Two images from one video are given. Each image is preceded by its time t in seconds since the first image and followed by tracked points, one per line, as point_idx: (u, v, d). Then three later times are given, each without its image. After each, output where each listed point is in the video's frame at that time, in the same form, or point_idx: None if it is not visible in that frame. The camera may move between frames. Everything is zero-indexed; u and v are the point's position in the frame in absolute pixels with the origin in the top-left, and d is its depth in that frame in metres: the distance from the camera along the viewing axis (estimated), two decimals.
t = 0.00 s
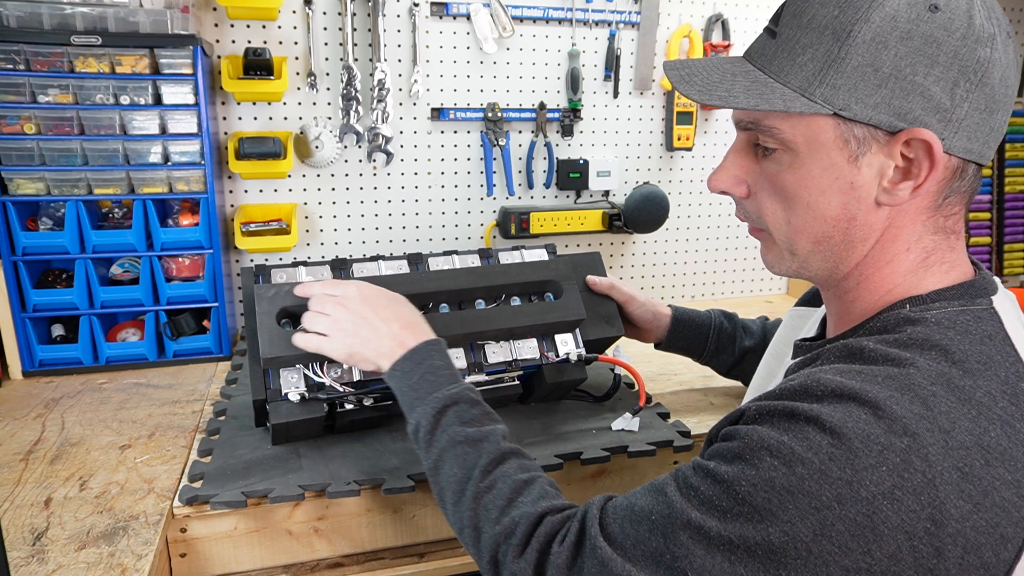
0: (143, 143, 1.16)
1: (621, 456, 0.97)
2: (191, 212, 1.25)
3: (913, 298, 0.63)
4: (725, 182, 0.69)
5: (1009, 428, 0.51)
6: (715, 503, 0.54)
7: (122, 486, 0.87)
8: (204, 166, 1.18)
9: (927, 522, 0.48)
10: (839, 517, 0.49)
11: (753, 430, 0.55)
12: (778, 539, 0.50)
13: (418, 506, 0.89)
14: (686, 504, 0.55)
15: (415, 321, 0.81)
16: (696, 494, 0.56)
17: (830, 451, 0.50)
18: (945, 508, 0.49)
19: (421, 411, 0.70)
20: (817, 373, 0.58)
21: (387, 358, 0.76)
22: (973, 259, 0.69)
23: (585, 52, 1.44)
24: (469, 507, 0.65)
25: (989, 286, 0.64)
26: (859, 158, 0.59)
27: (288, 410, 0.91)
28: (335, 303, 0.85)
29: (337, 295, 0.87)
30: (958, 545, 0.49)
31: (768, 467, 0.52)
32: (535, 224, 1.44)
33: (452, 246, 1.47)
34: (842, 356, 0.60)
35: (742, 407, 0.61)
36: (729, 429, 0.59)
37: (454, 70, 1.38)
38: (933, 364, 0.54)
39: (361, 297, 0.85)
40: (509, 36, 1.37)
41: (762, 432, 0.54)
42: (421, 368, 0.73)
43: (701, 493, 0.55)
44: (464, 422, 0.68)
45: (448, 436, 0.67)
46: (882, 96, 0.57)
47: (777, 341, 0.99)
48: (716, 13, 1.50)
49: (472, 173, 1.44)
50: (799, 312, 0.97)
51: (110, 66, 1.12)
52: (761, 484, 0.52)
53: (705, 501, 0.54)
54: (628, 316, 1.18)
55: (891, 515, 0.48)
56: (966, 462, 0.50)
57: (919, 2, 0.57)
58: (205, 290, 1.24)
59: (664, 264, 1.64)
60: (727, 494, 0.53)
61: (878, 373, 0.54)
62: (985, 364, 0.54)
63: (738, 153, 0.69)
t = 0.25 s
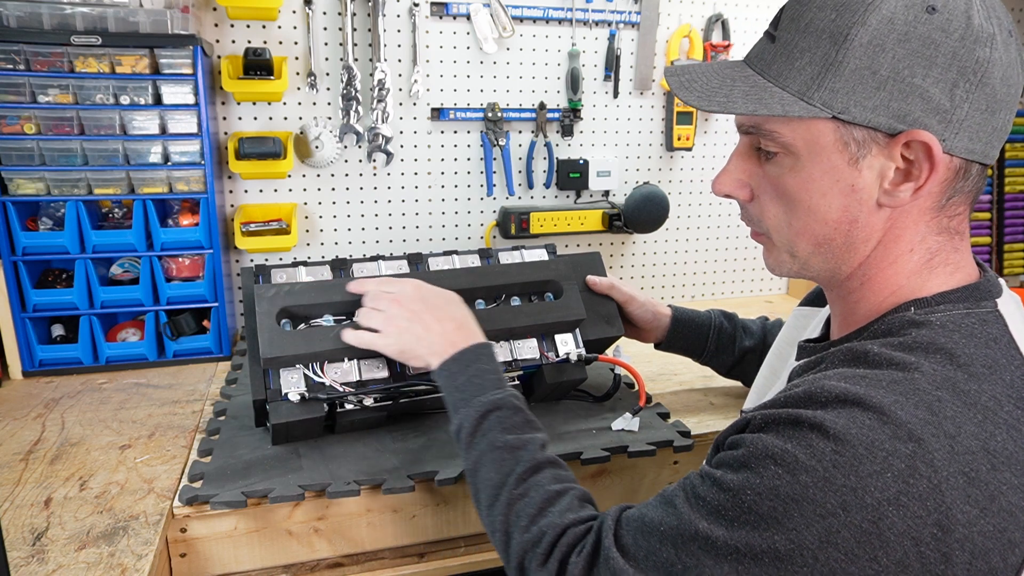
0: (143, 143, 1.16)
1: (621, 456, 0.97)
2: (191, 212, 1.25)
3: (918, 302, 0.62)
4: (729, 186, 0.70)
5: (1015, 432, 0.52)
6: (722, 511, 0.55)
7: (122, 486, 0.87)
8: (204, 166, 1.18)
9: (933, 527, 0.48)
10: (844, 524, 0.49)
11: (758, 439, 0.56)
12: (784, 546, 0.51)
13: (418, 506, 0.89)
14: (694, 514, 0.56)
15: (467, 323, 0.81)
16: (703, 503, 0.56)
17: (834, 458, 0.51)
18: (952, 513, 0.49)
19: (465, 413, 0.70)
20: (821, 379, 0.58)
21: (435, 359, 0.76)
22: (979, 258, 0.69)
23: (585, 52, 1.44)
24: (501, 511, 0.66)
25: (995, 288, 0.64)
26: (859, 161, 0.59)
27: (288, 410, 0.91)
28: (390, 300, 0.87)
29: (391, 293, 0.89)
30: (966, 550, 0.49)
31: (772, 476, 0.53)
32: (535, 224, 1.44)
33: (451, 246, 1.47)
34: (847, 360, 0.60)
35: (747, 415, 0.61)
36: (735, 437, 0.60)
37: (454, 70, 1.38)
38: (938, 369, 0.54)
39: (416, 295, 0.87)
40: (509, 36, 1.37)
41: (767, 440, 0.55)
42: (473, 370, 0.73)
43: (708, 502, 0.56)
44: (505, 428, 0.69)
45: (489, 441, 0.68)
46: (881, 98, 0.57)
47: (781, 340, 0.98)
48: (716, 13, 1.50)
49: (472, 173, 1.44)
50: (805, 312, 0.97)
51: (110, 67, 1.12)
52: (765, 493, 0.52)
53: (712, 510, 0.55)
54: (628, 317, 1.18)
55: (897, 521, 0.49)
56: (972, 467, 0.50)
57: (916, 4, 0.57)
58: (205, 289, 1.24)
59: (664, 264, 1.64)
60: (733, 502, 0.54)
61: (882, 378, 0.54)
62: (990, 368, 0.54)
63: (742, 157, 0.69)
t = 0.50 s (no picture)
0: (143, 143, 1.16)
1: (621, 456, 0.97)
2: (191, 212, 1.25)
3: (923, 303, 0.63)
4: (731, 186, 0.71)
5: (1021, 434, 0.52)
6: (730, 516, 0.55)
7: (122, 486, 0.87)
8: (204, 166, 1.18)
9: (939, 531, 0.48)
10: (849, 529, 0.49)
11: (763, 444, 0.56)
12: (789, 551, 0.51)
13: (418, 506, 0.89)
14: (703, 521, 0.57)
15: (517, 328, 0.81)
16: (712, 509, 0.57)
17: (837, 462, 0.51)
18: (958, 516, 0.48)
19: (506, 416, 0.72)
20: (825, 383, 0.58)
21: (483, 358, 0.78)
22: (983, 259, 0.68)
23: (585, 52, 1.44)
24: (532, 516, 0.68)
25: (999, 289, 0.63)
26: (854, 162, 0.60)
27: (288, 410, 0.91)
28: (443, 301, 0.87)
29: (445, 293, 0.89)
30: (973, 554, 0.48)
31: (777, 481, 0.53)
32: (535, 224, 1.44)
33: (451, 246, 1.47)
34: (851, 363, 0.60)
35: (753, 421, 0.62)
36: (742, 442, 0.60)
37: (454, 70, 1.38)
38: (942, 371, 0.54)
39: (469, 298, 0.87)
40: (509, 36, 1.37)
41: (771, 445, 0.55)
42: (518, 372, 0.75)
43: (716, 507, 0.57)
44: (545, 435, 0.70)
45: (527, 447, 0.70)
46: (874, 100, 0.57)
47: (784, 340, 0.98)
48: (716, 13, 1.50)
49: (472, 173, 1.44)
50: (809, 312, 0.97)
51: (110, 67, 1.12)
52: (771, 498, 0.53)
53: (719, 515, 0.56)
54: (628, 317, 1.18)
55: (902, 525, 0.48)
56: (978, 470, 0.50)
57: (909, 6, 0.57)
58: (205, 289, 1.24)
59: (664, 264, 1.64)
60: (740, 507, 0.55)
61: (886, 381, 0.54)
62: (995, 370, 0.54)
63: (743, 158, 0.70)
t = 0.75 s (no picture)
0: (143, 143, 1.16)
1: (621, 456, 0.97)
2: (191, 212, 1.25)
3: (929, 305, 0.62)
4: (736, 188, 0.72)
5: None
6: (737, 518, 0.56)
7: (122, 486, 0.87)
8: (204, 166, 1.18)
9: (946, 534, 0.48)
10: (855, 531, 0.49)
11: (769, 447, 0.56)
12: (795, 554, 0.51)
13: (418, 506, 0.89)
14: (711, 524, 0.57)
15: (563, 331, 0.87)
16: (720, 511, 0.57)
17: (843, 465, 0.51)
18: (965, 519, 0.48)
19: (544, 416, 0.76)
20: (831, 385, 0.58)
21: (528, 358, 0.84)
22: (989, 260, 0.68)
23: (585, 52, 1.44)
24: (556, 514, 0.70)
25: (1006, 291, 0.63)
26: (847, 164, 0.60)
27: (288, 410, 0.91)
28: (495, 299, 0.95)
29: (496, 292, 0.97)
30: (980, 557, 0.48)
31: (782, 483, 0.53)
32: (535, 224, 1.44)
33: (451, 246, 1.47)
34: (857, 364, 0.60)
35: (759, 424, 0.62)
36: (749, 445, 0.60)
37: (454, 70, 1.38)
38: (949, 373, 0.54)
39: (519, 298, 0.95)
40: (509, 36, 1.37)
41: (777, 448, 0.55)
42: (558, 373, 0.79)
43: (723, 509, 0.57)
44: (576, 439, 0.73)
45: (559, 449, 0.73)
46: (865, 103, 0.57)
47: (788, 340, 0.98)
48: (716, 13, 1.50)
49: (472, 173, 1.44)
50: (813, 313, 0.97)
51: (110, 67, 1.12)
52: (776, 501, 0.53)
53: (726, 517, 0.57)
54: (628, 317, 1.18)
55: (908, 528, 0.48)
56: (985, 472, 0.50)
57: (898, 8, 0.57)
58: (205, 289, 1.24)
59: (664, 264, 1.64)
60: (746, 509, 0.55)
61: (892, 383, 0.54)
62: (1002, 373, 0.55)
63: (747, 160, 0.70)
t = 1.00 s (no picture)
0: (143, 143, 1.16)
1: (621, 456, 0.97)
2: (191, 212, 1.25)
3: (936, 307, 0.62)
4: (740, 187, 0.72)
5: None
6: (744, 518, 0.56)
7: (122, 486, 0.87)
8: (204, 166, 1.18)
9: (954, 537, 0.48)
10: (862, 534, 0.49)
11: (775, 449, 0.56)
12: (801, 556, 0.51)
13: (419, 506, 0.89)
14: (718, 526, 0.57)
15: (624, 343, 0.88)
16: (727, 513, 0.58)
17: (850, 468, 0.51)
18: (974, 523, 0.48)
19: (588, 418, 0.78)
20: (839, 387, 0.58)
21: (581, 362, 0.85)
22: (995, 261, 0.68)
23: (585, 52, 1.44)
24: (584, 511, 0.72)
25: (1012, 293, 0.63)
26: (842, 166, 0.61)
27: (288, 410, 0.91)
28: (565, 301, 0.96)
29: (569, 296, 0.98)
30: (988, 561, 0.48)
31: (789, 485, 0.53)
32: (535, 224, 1.44)
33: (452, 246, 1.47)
34: (864, 367, 0.60)
35: (765, 426, 0.62)
36: (756, 448, 0.60)
37: (454, 70, 1.38)
38: (957, 377, 0.54)
39: (589, 304, 0.95)
40: (509, 36, 1.37)
41: (784, 450, 0.55)
42: (608, 382, 0.80)
43: (731, 511, 0.57)
44: (617, 444, 0.75)
45: (597, 451, 0.75)
46: (857, 105, 0.57)
47: (792, 340, 0.98)
48: (716, 13, 1.50)
49: (472, 173, 1.44)
50: (818, 312, 0.97)
51: (110, 67, 1.12)
52: (783, 502, 0.53)
53: (733, 518, 0.57)
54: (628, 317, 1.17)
55: (915, 531, 0.48)
56: (993, 476, 0.49)
57: (891, 11, 0.56)
58: (205, 290, 1.24)
59: (664, 263, 1.64)
60: (753, 510, 0.55)
61: (900, 386, 0.54)
62: (1010, 376, 0.55)
63: (751, 161, 0.71)
